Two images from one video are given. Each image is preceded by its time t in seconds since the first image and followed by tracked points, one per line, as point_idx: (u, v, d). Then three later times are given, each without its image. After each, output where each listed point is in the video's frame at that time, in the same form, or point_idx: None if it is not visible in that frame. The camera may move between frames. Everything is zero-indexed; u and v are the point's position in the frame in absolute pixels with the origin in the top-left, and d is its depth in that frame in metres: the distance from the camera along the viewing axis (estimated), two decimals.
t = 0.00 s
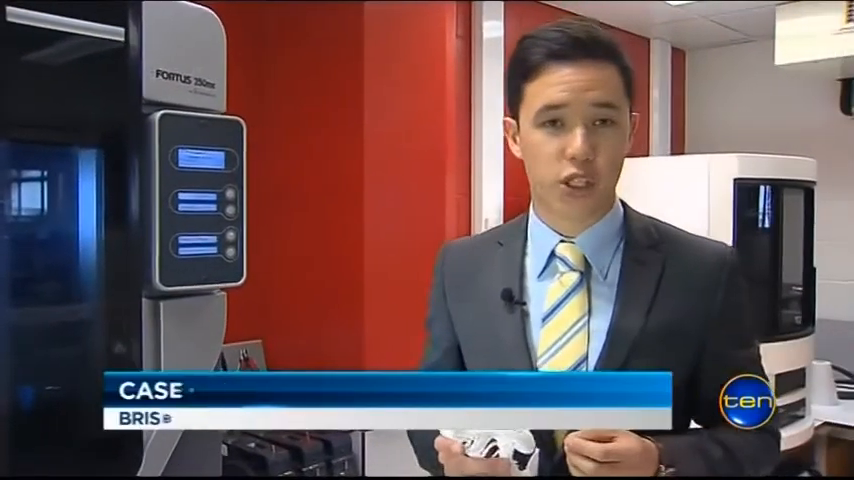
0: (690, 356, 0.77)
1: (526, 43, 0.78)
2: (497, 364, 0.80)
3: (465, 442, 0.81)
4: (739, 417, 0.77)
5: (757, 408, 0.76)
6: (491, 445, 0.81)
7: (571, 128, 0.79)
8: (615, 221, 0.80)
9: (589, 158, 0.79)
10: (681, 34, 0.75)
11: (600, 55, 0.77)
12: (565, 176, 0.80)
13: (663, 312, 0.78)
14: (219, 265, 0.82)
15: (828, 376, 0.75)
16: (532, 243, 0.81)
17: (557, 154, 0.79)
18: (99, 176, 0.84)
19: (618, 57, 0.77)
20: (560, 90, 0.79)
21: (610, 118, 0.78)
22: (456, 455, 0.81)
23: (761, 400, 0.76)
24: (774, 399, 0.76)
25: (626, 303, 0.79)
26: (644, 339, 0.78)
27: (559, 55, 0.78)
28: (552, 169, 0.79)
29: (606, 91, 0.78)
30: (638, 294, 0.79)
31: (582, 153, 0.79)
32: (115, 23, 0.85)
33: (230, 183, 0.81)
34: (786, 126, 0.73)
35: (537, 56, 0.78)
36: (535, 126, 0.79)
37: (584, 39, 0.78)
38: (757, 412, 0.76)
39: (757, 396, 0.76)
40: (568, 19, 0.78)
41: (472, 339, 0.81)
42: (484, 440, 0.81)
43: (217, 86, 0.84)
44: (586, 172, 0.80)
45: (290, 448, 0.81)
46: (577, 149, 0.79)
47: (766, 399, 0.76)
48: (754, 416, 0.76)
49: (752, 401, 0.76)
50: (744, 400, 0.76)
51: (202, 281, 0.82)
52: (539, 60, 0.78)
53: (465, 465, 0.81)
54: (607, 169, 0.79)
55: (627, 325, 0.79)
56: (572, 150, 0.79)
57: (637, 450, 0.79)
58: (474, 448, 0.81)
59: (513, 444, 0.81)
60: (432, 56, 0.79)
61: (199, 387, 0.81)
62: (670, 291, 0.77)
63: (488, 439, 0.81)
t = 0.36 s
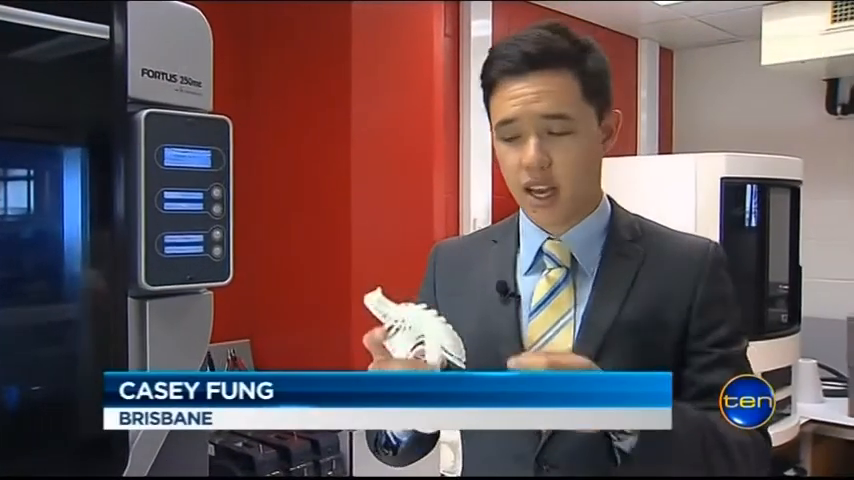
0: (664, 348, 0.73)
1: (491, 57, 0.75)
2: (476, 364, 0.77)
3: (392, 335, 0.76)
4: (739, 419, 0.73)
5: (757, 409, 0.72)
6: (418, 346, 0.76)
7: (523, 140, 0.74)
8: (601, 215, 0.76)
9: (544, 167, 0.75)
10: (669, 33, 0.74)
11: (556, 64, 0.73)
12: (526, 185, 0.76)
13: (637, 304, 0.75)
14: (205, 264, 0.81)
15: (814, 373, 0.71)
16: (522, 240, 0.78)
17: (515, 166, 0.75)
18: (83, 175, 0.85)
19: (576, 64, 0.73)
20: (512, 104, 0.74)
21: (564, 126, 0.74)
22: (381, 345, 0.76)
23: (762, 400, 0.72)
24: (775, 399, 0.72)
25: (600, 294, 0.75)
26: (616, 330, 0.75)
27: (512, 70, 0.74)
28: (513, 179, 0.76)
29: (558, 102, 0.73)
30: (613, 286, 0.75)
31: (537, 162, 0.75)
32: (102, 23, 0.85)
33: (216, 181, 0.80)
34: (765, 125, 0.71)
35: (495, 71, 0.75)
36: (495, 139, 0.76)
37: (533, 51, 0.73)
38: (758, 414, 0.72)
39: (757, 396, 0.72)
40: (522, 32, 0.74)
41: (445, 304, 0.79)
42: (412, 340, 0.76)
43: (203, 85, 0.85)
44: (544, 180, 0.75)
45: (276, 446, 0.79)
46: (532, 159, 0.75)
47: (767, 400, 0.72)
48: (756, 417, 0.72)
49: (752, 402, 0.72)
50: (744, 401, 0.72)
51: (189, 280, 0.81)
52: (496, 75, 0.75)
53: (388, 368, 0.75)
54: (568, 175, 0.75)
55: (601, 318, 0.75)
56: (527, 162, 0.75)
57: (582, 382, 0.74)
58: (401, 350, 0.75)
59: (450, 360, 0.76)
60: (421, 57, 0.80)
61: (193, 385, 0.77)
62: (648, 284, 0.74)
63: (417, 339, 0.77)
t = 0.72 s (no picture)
0: (657, 345, 0.73)
1: (480, 58, 0.76)
2: (470, 362, 0.76)
3: (389, 271, 0.75)
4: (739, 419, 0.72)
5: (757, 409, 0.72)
6: (413, 286, 0.75)
7: (531, 130, 0.74)
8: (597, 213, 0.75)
9: (556, 155, 0.74)
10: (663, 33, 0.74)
11: (552, 55, 0.73)
12: (537, 178, 0.75)
13: (628, 300, 0.74)
14: (199, 263, 0.81)
15: (807, 373, 0.72)
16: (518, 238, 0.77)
17: (525, 158, 0.75)
18: (73, 173, 0.85)
19: (568, 52, 0.73)
20: (516, 95, 0.74)
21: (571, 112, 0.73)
22: (378, 283, 0.75)
23: (762, 400, 0.71)
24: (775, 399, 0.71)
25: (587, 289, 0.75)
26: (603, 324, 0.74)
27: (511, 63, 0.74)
28: (523, 172, 0.75)
29: (560, 88, 0.73)
30: (603, 282, 0.75)
31: (548, 150, 0.74)
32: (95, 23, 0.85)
33: (210, 181, 0.81)
34: (756, 124, 0.71)
35: (492, 67, 0.75)
36: (502, 134, 0.75)
37: (530, 45, 0.74)
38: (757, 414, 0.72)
39: (757, 396, 0.72)
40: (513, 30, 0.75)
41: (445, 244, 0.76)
42: (408, 277, 0.75)
43: (196, 85, 0.85)
44: (556, 169, 0.75)
45: (271, 446, 0.79)
46: (543, 147, 0.74)
47: (767, 400, 0.71)
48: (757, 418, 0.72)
49: (752, 402, 0.72)
50: (744, 401, 0.72)
51: (183, 279, 0.81)
52: (493, 71, 0.75)
53: (381, 305, 0.75)
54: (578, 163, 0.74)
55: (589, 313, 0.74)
56: (538, 150, 0.74)
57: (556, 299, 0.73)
58: (396, 289, 0.75)
59: (444, 296, 0.76)
60: (415, 55, 0.79)
61: (193, 386, 0.77)
62: (638, 282, 0.74)
63: (413, 276, 0.76)
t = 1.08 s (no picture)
0: (656, 345, 0.73)
1: (481, 57, 0.76)
2: (469, 363, 0.76)
3: (399, 268, 0.75)
4: (739, 419, 0.72)
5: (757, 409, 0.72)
6: (423, 283, 0.74)
7: (533, 129, 0.75)
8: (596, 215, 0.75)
9: (558, 154, 0.74)
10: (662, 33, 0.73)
11: (554, 54, 0.74)
12: (539, 178, 0.75)
13: (626, 300, 0.74)
14: (198, 263, 0.81)
15: (806, 373, 0.72)
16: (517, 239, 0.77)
17: (527, 157, 0.75)
18: (73, 174, 0.84)
19: (569, 51, 0.74)
20: (517, 93, 0.75)
21: (573, 112, 0.74)
22: (387, 280, 0.75)
23: (762, 400, 0.72)
24: (775, 399, 0.71)
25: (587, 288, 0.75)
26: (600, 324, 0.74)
27: (512, 63, 0.75)
28: (526, 172, 0.75)
29: (561, 87, 0.74)
30: (601, 281, 0.75)
31: (550, 149, 0.74)
32: (94, 24, 0.86)
33: (208, 180, 0.81)
34: (755, 124, 0.71)
35: (493, 66, 0.76)
36: (504, 133, 0.76)
37: (533, 44, 0.74)
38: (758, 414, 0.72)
39: (757, 396, 0.72)
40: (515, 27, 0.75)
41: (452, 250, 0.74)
42: (418, 274, 0.75)
43: (194, 84, 0.85)
44: (559, 170, 0.75)
45: (270, 446, 0.79)
46: (545, 146, 0.74)
47: (767, 400, 0.71)
48: (757, 418, 0.72)
49: (752, 402, 0.72)
50: (744, 401, 0.72)
51: (182, 279, 0.81)
52: (494, 70, 0.75)
53: (392, 301, 0.75)
54: (580, 161, 0.74)
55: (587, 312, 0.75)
56: (540, 150, 0.74)
57: (541, 288, 0.73)
58: (406, 284, 0.74)
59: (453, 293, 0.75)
60: (416, 54, 0.79)
61: (193, 385, 0.77)
62: (636, 282, 0.74)
63: (423, 273, 0.74)
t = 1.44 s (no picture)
0: (657, 341, 0.74)
1: (488, 58, 0.76)
2: (469, 363, 0.76)
3: (402, 266, 0.76)
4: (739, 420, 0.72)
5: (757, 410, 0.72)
6: (426, 282, 0.75)
7: (538, 133, 0.75)
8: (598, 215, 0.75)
9: (563, 159, 0.75)
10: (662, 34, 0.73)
11: (560, 59, 0.74)
12: (544, 181, 0.76)
13: (628, 298, 0.75)
14: (198, 264, 0.81)
15: (806, 374, 0.72)
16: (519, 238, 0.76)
17: (532, 160, 0.75)
18: (73, 173, 0.84)
19: (576, 54, 0.74)
20: (524, 97, 0.75)
21: (579, 116, 0.74)
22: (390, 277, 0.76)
23: (762, 400, 0.72)
24: (775, 399, 0.71)
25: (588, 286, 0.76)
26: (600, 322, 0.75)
27: (518, 67, 0.75)
28: (530, 174, 0.75)
29: (568, 91, 0.74)
30: (602, 279, 0.76)
31: (555, 154, 0.75)
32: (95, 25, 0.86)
33: (209, 180, 0.81)
34: (755, 123, 0.71)
35: (498, 68, 0.76)
36: (511, 136, 0.76)
37: (538, 47, 0.74)
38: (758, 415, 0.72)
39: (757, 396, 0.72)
40: (521, 28, 0.75)
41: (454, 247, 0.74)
42: (420, 272, 0.75)
43: (194, 84, 0.85)
44: (563, 173, 0.75)
45: (270, 446, 0.79)
46: (550, 150, 0.75)
47: (767, 400, 0.71)
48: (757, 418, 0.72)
49: (752, 403, 0.72)
50: (744, 401, 0.72)
51: (182, 279, 0.81)
52: (501, 73, 0.75)
53: (393, 299, 0.76)
54: (586, 165, 0.74)
55: (587, 310, 0.75)
56: (545, 154, 0.75)
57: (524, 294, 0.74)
58: (408, 283, 0.76)
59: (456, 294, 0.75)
60: (415, 54, 0.79)
61: (193, 386, 0.77)
62: (638, 281, 0.75)
63: (426, 272, 0.75)
